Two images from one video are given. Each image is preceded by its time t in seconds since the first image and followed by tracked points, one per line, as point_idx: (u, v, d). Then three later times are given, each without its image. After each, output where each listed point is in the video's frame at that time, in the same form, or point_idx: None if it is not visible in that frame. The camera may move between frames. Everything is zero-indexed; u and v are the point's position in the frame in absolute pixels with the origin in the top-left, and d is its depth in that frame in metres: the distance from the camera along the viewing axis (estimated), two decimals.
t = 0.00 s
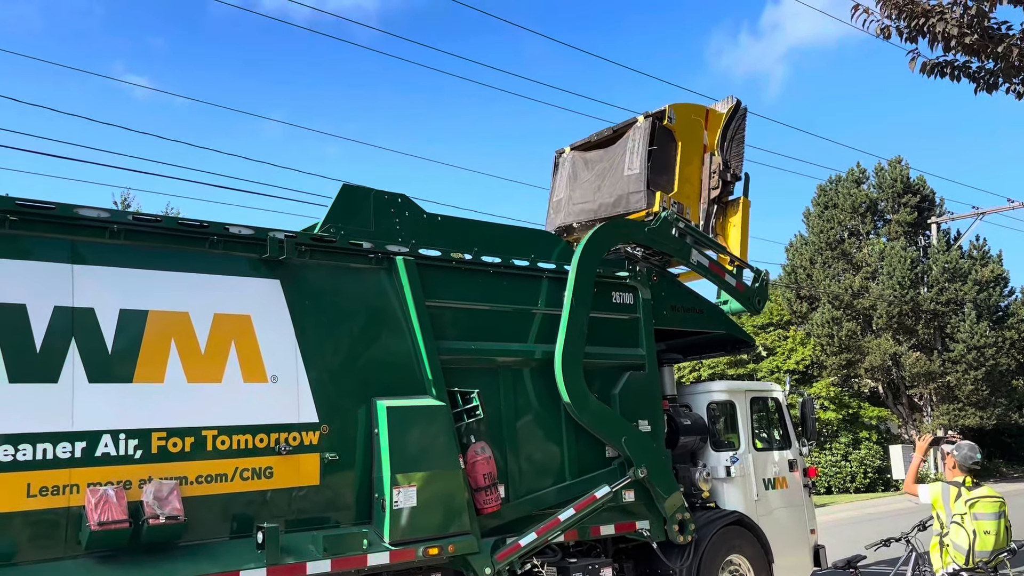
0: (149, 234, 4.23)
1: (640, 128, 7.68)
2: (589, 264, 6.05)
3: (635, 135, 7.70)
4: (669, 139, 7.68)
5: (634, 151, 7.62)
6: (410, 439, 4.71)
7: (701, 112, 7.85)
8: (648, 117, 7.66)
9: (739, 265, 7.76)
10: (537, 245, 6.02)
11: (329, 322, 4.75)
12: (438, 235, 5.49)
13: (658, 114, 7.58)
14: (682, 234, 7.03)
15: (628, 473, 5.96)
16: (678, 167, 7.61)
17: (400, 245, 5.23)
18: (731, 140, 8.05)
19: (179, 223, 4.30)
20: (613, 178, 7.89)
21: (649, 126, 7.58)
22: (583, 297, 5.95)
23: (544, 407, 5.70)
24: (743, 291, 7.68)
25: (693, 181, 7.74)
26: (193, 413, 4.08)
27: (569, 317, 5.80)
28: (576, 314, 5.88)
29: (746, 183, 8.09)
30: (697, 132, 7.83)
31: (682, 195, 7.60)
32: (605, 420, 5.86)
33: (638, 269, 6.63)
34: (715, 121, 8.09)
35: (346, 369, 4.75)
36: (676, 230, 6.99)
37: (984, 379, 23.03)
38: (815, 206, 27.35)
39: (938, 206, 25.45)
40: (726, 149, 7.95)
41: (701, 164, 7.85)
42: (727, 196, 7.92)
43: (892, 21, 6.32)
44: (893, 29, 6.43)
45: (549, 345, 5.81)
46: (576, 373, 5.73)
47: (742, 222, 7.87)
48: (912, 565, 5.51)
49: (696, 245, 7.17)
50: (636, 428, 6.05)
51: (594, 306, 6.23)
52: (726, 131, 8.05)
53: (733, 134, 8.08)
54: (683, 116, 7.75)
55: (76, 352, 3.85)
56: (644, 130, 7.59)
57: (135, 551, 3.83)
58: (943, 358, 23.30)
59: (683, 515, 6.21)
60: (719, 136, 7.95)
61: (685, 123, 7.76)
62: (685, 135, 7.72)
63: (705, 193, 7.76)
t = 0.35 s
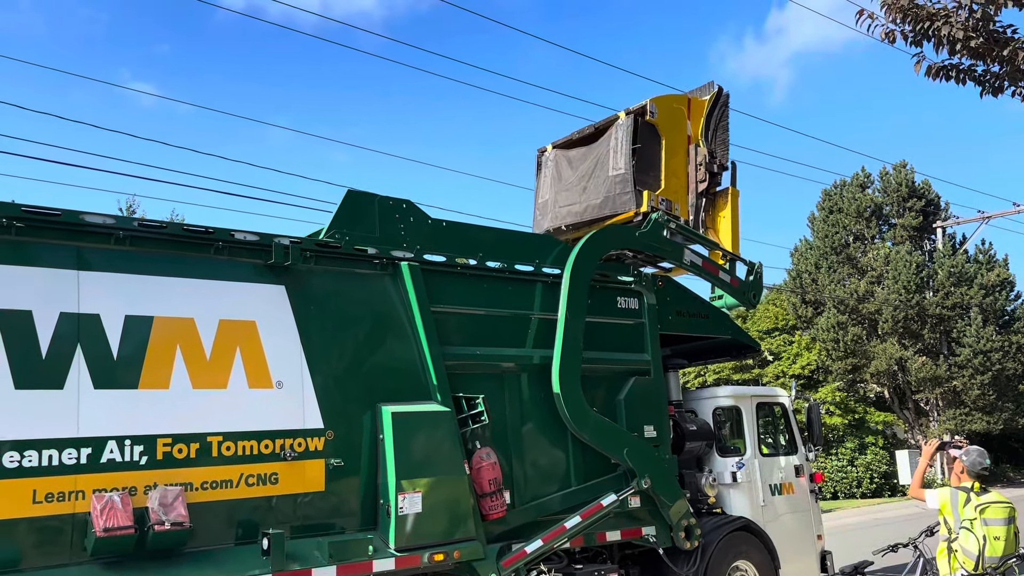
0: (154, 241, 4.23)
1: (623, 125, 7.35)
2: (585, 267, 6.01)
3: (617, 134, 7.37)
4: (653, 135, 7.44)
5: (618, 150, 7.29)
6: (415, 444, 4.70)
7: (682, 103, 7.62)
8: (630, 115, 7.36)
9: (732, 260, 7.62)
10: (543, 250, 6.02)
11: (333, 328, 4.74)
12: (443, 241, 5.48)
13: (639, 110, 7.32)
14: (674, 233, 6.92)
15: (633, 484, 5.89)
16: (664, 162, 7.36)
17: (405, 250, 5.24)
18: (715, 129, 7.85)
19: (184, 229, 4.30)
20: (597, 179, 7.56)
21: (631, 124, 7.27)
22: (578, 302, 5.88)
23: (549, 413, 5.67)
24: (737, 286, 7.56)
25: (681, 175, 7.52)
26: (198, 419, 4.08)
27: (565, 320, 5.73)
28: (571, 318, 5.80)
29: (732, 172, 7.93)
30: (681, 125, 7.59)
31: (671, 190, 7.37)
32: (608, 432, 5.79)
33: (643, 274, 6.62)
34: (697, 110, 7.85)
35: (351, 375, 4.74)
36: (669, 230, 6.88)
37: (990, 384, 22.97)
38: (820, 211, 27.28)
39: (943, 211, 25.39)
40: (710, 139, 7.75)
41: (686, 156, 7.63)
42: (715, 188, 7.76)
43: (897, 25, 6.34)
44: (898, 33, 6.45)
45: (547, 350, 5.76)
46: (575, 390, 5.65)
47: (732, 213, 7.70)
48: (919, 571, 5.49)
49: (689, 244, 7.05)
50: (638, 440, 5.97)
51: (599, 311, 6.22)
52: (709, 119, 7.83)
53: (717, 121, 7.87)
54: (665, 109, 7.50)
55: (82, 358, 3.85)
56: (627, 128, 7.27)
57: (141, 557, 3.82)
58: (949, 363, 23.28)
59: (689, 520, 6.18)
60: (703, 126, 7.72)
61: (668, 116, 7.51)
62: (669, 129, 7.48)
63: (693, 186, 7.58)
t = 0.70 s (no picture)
0: (159, 247, 4.24)
1: (603, 121, 6.99)
2: (577, 273, 5.93)
3: (597, 131, 7.00)
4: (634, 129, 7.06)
5: (598, 147, 6.93)
6: (420, 450, 4.69)
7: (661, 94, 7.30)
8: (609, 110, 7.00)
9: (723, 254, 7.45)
10: (547, 256, 6.02)
11: (337, 334, 4.74)
12: (447, 247, 5.49)
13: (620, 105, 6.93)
14: (663, 234, 6.76)
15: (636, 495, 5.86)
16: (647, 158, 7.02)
17: (409, 256, 5.25)
18: (695, 120, 7.58)
19: (188, 236, 4.31)
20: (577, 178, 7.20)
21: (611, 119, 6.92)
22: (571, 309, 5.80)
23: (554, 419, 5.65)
24: (728, 281, 7.48)
25: (665, 170, 7.18)
26: (202, 426, 4.07)
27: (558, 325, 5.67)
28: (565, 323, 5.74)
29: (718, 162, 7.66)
30: (661, 116, 7.27)
31: (657, 187, 7.03)
32: (609, 445, 5.75)
33: (647, 279, 6.59)
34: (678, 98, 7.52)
35: (355, 381, 4.74)
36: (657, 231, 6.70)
37: (997, 390, 22.87)
38: (824, 216, 27.22)
39: (948, 216, 25.32)
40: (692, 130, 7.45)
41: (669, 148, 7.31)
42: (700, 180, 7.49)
43: (901, 30, 6.34)
44: (903, 39, 6.44)
45: (542, 355, 5.70)
46: (573, 404, 5.60)
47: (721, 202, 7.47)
48: None
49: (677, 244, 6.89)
50: (638, 452, 5.91)
51: (603, 316, 6.21)
52: (690, 109, 7.54)
53: (697, 111, 7.59)
54: (645, 101, 7.15)
55: (87, 366, 3.85)
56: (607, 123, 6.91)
57: (146, 563, 3.82)
58: (955, 368, 23.21)
59: (695, 526, 6.15)
60: (685, 117, 7.42)
61: (649, 109, 7.17)
62: (650, 122, 7.14)
63: (678, 180, 7.26)
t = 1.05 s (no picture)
0: (165, 254, 4.25)
1: (583, 121, 6.91)
2: (570, 278, 5.78)
3: (577, 131, 6.94)
4: (616, 127, 6.98)
5: (578, 149, 6.87)
6: (425, 458, 4.68)
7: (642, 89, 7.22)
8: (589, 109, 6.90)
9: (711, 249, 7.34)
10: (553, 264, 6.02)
11: (342, 342, 4.73)
12: (452, 253, 5.48)
13: (600, 104, 6.84)
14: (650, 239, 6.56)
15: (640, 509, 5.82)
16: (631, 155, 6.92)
17: (415, 263, 5.25)
18: (676, 114, 7.54)
19: (194, 242, 4.32)
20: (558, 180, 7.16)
21: (590, 119, 6.84)
22: (563, 316, 5.68)
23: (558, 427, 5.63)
24: (721, 278, 7.28)
25: (649, 166, 7.09)
26: (207, 433, 4.07)
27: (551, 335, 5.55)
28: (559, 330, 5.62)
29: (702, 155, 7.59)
30: (643, 112, 7.20)
31: (642, 184, 6.94)
32: (609, 461, 5.66)
33: (653, 285, 6.58)
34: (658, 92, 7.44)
35: (360, 389, 4.73)
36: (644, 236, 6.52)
37: (1003, 396, 22.81)
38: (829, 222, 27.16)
39: (953, 222, 25.27)
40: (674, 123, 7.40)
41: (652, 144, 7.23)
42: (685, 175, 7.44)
43: (906, 38, 6.34)
44: (908, 46, 6.45)
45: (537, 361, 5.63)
46: (569, 416, 5.47)
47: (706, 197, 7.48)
48: None
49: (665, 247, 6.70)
50: (639, 469, 5.84)
51: (608, 322, 6.20)
52: (671, 102, 7.50)
53: (678, 104, 7.55)
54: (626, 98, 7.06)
55: (93, 372, 3.86)
56: (586, 124, 6.84)
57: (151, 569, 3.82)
58: (961, 375, 23.15)
59: (700, 534, 6.14)
60: (666, 111, 7.36)
61: (631, 106, 7.08)
62: (631, 118, 7.06)
63: (663, 176, 7.15)
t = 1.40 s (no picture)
0: (171, 259, 4.27)
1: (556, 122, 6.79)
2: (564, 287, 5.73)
3: (551, 134, 6.81)
4: (590, 126, 6.90)
5: (552, 152, 6.75)
6: (429, 463, 4.68)
7: (614, 84, 7.12)
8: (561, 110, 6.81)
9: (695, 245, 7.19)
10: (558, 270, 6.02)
11: (346, 347, 4.73)
12: (456, 259, 5.49)
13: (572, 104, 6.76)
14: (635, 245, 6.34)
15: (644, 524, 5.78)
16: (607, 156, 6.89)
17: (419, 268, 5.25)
18: (652, 105, 7.44)
19: (200, 248, 4.33)
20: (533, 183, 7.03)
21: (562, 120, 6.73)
22: (553, 322, 5.58)
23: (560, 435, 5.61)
24: (708, 275, 7.00)
25: (627, 162, 7.05)
26: (211, 438, 4.07)
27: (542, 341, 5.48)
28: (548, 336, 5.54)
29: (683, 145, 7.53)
30: (617, 107, 7.11)
31: (621, 183, 6.92)
32: (609, 480, 5.61)
33: (657, 291, 6.58)
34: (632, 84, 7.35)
35: (365, 394, 4.73)
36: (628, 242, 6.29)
37: (1008, 403, 22.73)
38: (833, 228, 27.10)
39: (958, 229, 25.21)
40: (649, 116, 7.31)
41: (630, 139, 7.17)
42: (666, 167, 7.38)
43: (912, 44, 6.35)
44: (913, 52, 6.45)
45: (528, 366, 5.54)
46: (560, 411, 5.43)
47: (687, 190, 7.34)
48: None
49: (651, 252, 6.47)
50: (643, 486, 5.80)
51: (613, 328, 6.19)
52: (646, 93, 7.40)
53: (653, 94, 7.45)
54: (598, 95, 6.97)
55: (99, 377, 3.87)
56: (559, 126, 6.72)
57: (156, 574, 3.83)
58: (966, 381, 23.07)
59: (705, 541, 6.11)
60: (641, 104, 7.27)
61: (604, 103, 7.01)
62: (605, 115, 6.99)
63: (642, 172, 7.13)
